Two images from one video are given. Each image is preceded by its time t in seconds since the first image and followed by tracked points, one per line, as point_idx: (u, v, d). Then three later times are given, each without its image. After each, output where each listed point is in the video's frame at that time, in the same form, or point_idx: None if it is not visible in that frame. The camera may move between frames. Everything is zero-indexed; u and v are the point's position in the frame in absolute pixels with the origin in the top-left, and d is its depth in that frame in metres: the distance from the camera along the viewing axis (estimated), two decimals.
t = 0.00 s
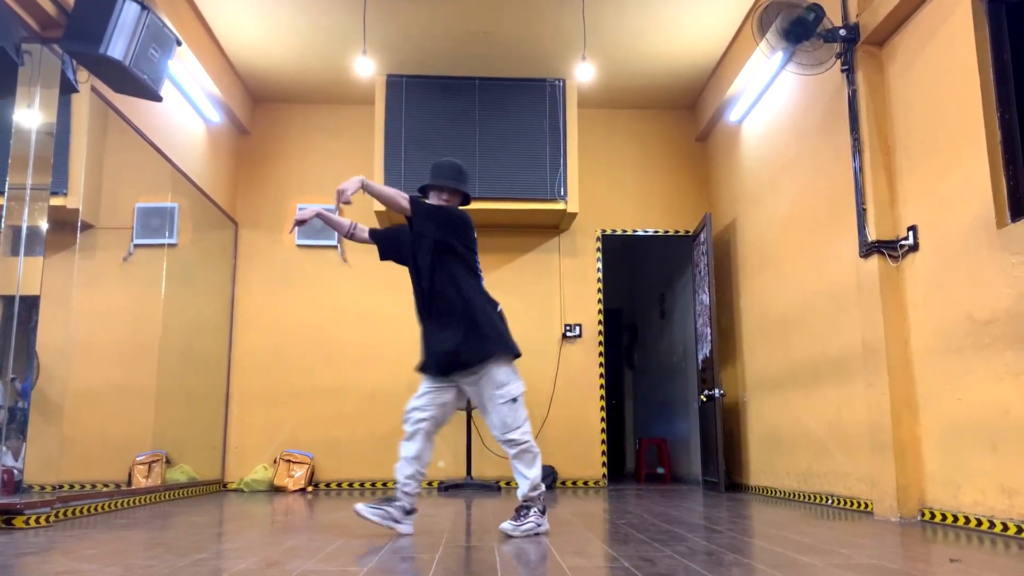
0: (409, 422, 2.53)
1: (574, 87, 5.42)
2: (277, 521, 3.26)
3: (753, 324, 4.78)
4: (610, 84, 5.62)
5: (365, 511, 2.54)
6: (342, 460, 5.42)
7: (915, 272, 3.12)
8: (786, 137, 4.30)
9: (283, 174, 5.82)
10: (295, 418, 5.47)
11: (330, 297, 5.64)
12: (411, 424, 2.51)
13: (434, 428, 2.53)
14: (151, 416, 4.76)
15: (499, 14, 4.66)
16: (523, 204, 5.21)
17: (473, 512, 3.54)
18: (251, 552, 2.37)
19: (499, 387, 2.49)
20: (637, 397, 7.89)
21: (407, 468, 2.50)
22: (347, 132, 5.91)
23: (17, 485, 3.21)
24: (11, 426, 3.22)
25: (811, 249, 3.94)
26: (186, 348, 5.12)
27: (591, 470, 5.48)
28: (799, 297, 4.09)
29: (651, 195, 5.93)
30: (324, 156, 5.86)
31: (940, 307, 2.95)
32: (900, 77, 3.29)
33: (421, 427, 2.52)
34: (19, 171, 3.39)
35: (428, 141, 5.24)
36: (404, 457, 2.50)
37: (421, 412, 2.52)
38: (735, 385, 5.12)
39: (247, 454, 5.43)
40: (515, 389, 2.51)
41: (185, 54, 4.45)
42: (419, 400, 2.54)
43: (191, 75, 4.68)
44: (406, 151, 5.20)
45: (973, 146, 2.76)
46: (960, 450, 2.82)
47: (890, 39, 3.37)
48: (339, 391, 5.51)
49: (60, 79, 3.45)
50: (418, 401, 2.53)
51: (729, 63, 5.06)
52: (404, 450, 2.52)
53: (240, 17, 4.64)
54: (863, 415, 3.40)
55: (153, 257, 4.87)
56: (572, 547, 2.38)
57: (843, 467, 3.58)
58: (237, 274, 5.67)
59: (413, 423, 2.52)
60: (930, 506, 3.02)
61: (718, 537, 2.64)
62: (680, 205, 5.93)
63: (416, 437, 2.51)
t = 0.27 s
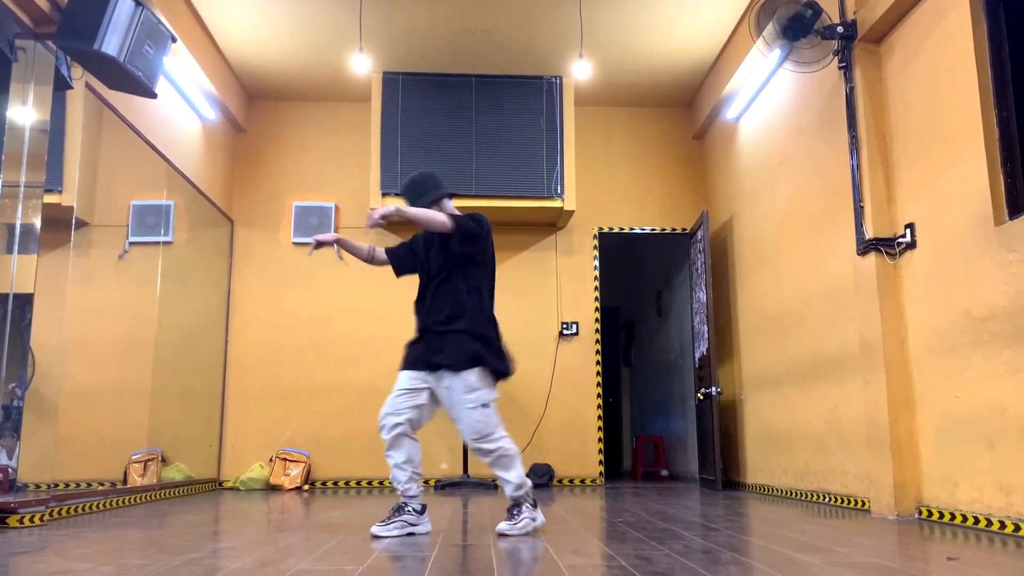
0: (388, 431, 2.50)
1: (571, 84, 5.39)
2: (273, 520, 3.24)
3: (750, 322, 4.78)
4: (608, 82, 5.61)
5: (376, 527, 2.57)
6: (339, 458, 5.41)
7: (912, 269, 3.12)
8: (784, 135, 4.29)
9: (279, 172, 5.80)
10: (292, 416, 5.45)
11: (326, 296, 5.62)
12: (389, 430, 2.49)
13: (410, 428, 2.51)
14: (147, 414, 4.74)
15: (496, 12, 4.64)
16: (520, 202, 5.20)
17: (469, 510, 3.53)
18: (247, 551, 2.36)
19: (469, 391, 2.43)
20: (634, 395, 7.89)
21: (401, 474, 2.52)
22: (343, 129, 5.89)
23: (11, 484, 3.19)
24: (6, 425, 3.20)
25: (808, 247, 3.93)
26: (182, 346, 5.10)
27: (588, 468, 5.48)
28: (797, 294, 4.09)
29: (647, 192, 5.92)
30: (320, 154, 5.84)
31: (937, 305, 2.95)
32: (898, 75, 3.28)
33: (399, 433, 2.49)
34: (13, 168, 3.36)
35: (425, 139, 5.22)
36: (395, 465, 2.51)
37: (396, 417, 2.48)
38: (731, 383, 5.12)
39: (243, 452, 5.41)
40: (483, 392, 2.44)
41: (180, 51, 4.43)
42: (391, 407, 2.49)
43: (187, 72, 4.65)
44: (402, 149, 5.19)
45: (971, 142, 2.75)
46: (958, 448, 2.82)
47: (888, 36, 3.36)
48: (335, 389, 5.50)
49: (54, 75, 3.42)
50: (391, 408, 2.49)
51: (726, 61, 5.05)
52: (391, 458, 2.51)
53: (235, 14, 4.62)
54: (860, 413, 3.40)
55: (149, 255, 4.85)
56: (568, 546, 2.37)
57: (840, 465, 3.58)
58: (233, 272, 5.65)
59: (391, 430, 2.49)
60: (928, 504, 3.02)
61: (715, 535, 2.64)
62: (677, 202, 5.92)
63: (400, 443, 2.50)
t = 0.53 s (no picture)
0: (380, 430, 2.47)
1: (568, 80, 5.38)
2: (269, 517, 3.24)
3: (747, 318, 4.78)
4: (604, 77, 5.59)
5: (373, 526, 2.57)
6: (336, 456, 5.40)
7: (910, 265, 3.12)
8: (780, 130, 4.28)
9: (275, 169, 5.78)
10: (288, 414, 5.44)
11: (322, 293, 5.61)
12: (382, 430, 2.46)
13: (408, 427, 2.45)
14: (143, 412, 4.72)
15: (492, 7, 4.62)
16: (516, 198, 5.18)
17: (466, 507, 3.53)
18: (243, 548, 2.35)
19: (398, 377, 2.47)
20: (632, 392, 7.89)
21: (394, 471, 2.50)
22: (339, 126, 5.87)
23: (7, 482, 3.18)
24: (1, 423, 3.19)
25: (805, 243, 3.93)
26: (178, 344, 5.08)
27: (585, 464, 5.48)
28: (794, 290, 4.08)
29: (644, 189, 5.91)
30: (316, 150, 5.82)
31: (934, 300, 2.94)
32: (895, 70, 3.28)
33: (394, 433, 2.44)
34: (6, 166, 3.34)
35: (421, 135, 5.21)
36: (389, 462, 2.50)
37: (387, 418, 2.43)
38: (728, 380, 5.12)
39: (240, 450, 5.40)
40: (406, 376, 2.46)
41: (175, 47, 4.40)
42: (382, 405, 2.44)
43: (182, 69, 4.63)
44: (398, 145, 5.17)
45: (968, 137, 2.75)
46: (955, 444, 2.82)
47: (885, 31, 3.35)
48: (332, 386, 5.49)
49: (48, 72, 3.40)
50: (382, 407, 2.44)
51: (722, 56, 5.04)
52: (386, 456, 2.50)
53: (230, 10, 4.60)
54: (857, 409, 3.39)
55: (144, 252, 4.83)
56: (564, 543, 2.36)
57: (838, 461, 3.58)
58: (229, 269, 5.63)
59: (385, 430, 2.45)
60: (925, 499, 3.02)
61: (712, 531, 2.63)
62: (674, 199, 5.91)
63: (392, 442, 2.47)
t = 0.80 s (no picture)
0: (392, 423, 2.52)
1: (565, 76, 5.36)
2: (267, 514, 3.23)
3: (744, 314, 4.78)
4: (602, 72, 5.58)
5: (370, 521, 2.56)
6: (333, 452, 5.39)
7: (907, 260, 3.12)
8: (778, 125, 4.28)
9: (271, 165, 5.76)
10: (285, 410, 5.43)
11: (319, 289, 5.59)
12: (394, 422, 2.51)
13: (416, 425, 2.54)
14: (139, 409, 4.71)
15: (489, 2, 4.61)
16: (513, 194, 5.17)
17: (464, 503, 3.53)
18: (240, 545, 2.34)
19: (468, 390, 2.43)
20: (629, 388, 7.89)
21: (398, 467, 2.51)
22: (336, 121, 5.85)
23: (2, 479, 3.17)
24: None
25: (803, 238, 3.92)
26: (174, 341, 5.06)
27: (583, 460, 5.48)
28: (791, 285, 4.08)
29: (642, 184, 5.91)
30: (313, 146, 5.80)
31: (932, 295, 2.94)
32: (891, 65, 3.28)
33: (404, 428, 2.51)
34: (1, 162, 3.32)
35: (417, 131, 5.19)
36: (394, 456, 2.51)
37: (402, 413, 2.51)
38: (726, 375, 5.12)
39: (237, 447, 5.39)
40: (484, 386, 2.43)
41: (170, 42, 4.38)
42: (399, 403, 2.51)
43: (178, 64, 4.60)
44: (394, 141, 5.16)
45: (966, 132, 2.74)
46: (953, 438, 2.82)
47: (883, 25, 3.34)
48: (329, 383, 5.48)
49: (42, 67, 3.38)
50: (399, 403, 2.51)
51: (720, 52, 5.03)
52: (391, 449, 2.53)
53: (225, 5, 4.58)
54: (854, 404, 3.40)
55: (140, 248, 4.81)
56: (561, 539, 2.35)
57: (835, 456, 3.59)
58: (225, 266, 5.61)
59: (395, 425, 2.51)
60: (923, 494, 3.02)
61: (710, 527, 2.63)
62: (671, 194, 5.91)
63: (401, 436, 2.51)
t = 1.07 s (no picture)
0: (456, 415, 2.56)
1: (564, 71, 5.35)
2: (263, 508, 3.22)
3: (742, 311, 4.78)
4: (601, 68, 5.56)
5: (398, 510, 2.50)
6: (330, 447, 5.39)
7: (905, 257, 3.12)
8: (777, 122, 4.27)
9: (268, 159, 5.74)
10: (282, 405, 5.43)
11: (316, 284, 5.58)
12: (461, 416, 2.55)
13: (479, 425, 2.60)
14: (136, 402, 4.70)
15: None
16: (511, 189, 5.17)
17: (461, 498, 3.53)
18: (237, 539, 2.33)
19: (538, 372, 2.56)
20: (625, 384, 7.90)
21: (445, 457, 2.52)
22: (334, 115, 5.83)
23: None
24: None
25: (801, 235, 3.92)
26: (171, 334, 5.05)
27: (580, 456, 5.48)
28: (789, 282, 4.08)
29: (640, 180, 5.90)
30: (310, 140, 5.78)
31: (930, 292, 2.95)
32: (891, 61, 3.27)
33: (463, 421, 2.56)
34: None
35: (416, 125, 5.18)
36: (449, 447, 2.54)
37: (471, 410, 2.56)
38: (723, 372, 5.13)
39: (233, 441, 5.39)
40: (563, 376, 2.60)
41: (167, 35, 4.36)
42: (469, 400, 2.56)
43: (175, 57, 4.58)
44: (392, 135, 5.14)
45: (965, 129, 2.74)
46: (949, 436, 2.83)
47: (883, 22, 3.34)
48: (326, 377, 5.47)
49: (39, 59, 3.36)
50: (468, 401, 2.56)
51: (719, 48, 5.02)
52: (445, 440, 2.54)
53: None
54: (851, 401, 3.40)
55: (137, 241, 4.79)
56: (560, 534, 2.35)
57: (832, 452, 3.59)
58: (222, 259, 5.60)
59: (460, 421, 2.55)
60: (919, 491, 3.03)
61: (707, 523, 2.64)
62: (669, 190, 5.90)
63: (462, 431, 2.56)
